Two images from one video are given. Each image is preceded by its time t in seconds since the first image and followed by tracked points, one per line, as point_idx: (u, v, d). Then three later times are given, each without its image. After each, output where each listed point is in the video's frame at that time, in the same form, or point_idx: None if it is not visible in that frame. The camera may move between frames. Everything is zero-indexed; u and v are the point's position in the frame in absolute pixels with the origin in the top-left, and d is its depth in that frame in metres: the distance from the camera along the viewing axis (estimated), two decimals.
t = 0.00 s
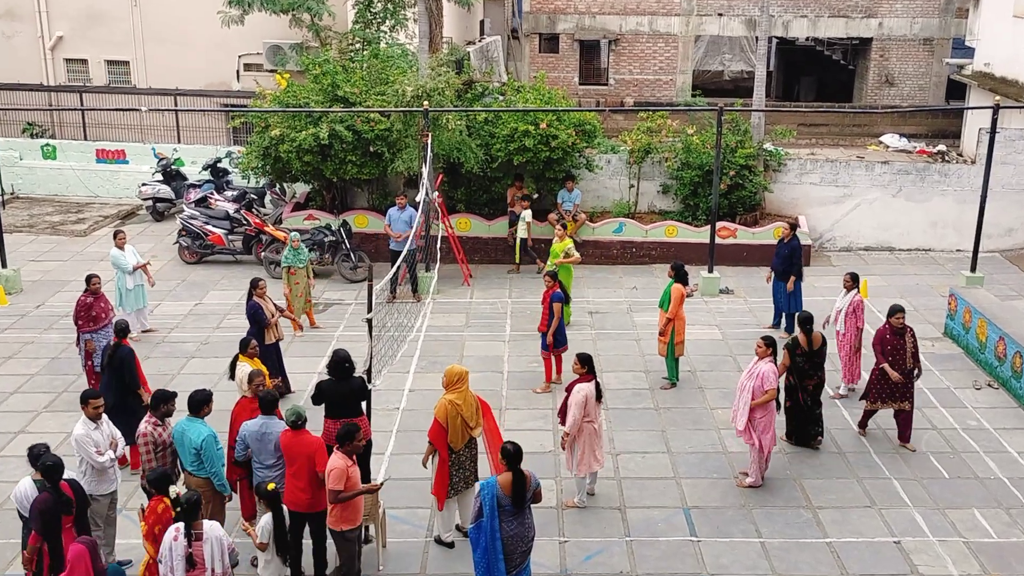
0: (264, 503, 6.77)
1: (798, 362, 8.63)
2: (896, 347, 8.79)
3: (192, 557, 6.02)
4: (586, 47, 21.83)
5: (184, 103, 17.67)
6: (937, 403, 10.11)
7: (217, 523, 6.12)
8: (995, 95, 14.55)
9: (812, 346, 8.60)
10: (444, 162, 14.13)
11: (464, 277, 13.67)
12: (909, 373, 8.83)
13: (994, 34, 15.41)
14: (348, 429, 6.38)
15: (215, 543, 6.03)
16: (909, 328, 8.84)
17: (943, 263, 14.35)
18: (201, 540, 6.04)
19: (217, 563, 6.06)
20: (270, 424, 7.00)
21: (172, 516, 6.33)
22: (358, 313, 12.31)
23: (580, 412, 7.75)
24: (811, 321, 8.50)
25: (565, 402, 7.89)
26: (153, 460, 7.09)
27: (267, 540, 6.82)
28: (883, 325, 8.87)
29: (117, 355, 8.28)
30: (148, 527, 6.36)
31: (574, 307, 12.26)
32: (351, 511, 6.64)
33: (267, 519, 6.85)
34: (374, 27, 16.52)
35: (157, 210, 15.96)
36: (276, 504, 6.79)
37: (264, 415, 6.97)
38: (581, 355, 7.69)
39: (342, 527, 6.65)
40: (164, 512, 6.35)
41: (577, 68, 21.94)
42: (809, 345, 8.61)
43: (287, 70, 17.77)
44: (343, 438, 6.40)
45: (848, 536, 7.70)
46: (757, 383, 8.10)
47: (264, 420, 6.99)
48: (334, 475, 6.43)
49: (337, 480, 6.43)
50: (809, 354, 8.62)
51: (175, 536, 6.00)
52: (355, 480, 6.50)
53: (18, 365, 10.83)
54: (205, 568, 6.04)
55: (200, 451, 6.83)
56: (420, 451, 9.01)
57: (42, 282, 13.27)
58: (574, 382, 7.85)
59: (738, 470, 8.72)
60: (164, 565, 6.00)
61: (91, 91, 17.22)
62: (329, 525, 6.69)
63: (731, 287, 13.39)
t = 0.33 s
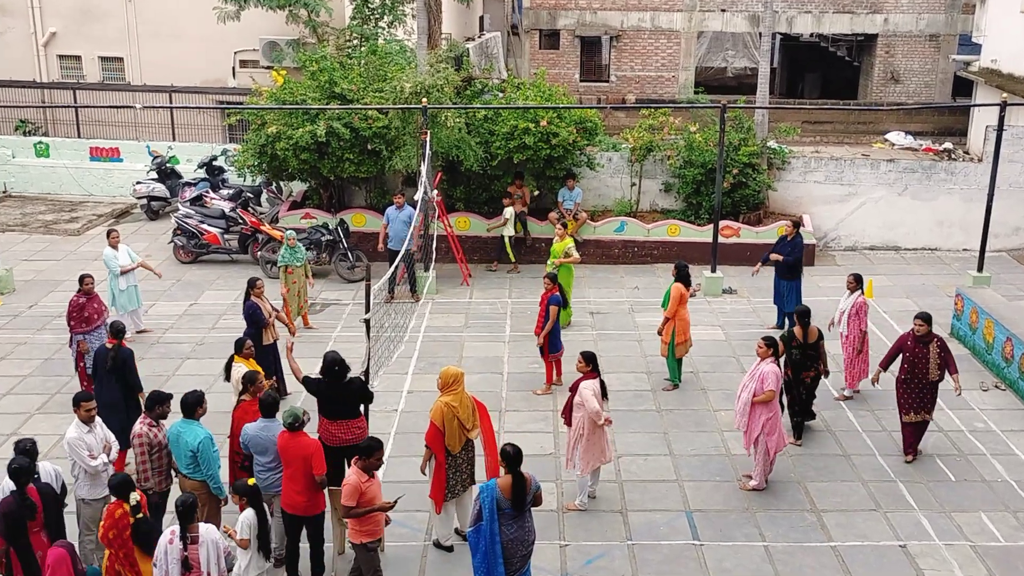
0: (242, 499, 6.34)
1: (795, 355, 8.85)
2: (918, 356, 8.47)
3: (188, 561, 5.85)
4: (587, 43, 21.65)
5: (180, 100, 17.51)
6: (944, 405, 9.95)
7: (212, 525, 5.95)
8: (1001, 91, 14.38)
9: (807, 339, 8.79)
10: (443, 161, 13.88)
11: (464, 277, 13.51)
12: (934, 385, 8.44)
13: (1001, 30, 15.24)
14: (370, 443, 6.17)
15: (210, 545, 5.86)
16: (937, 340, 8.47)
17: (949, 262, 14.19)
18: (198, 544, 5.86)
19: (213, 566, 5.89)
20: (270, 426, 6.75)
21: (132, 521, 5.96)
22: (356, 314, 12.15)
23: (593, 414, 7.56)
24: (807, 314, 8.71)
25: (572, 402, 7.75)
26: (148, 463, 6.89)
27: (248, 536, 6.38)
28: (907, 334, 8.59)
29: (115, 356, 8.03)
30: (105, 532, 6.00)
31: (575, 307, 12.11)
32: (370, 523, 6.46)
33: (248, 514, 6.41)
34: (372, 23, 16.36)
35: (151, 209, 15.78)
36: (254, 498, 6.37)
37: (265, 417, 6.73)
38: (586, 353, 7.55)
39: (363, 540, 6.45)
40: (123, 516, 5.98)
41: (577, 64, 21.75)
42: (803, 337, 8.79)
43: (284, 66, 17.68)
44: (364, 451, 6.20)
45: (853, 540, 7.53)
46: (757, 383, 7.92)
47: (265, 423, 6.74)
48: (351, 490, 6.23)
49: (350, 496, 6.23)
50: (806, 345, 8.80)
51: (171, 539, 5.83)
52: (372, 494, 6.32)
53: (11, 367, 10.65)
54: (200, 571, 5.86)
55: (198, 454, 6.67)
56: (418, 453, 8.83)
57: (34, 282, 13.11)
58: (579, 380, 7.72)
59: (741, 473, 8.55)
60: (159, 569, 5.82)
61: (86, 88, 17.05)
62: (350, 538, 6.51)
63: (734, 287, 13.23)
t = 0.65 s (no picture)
0: (219, 502, 6.22)
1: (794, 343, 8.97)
2: (919, 360, 8.42)
3: (188, 559, 5.85)
4: (586, 42, 21.65)
5: (179, 99, 17.51)
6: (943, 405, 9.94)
7: (213, 525, 5.95)
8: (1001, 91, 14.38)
9: (809, 328, 8.97)
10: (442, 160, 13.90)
11: (463, 277, 13.50)
12: (932, 392, 8.38)
13: (1001, 29, 15.24)
14: (393, 455, 5.99)
15: (211, 545, 5.86)
16: (944, 348, 8.33)
17: (949, 261, 14.19)
18: (197, 543, 5.85)
19: (213, 565, 5.89)
20: (270, 426, 6.75)
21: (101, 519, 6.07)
22: (355, 313, 12.15)
23: (594, 411, 7.57)
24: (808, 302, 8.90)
25: (573, 400, 7.73)
26: (150, 464, 6.89)
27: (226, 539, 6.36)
28: (913, 341, 8.53)
29: (128, 355, 8.09)
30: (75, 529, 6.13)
31: (575, 307, 12.11)
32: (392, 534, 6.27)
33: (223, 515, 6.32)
34: (371, 22, 16.35)
35: (151, 208, 15.77)
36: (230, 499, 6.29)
37: (266, 417, 6.72)
38: (586, 351, 7.55)
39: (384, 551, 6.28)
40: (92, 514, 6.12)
41: (577, 63, 21.74)
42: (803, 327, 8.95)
43: (284, 65, 17.66)
44: (386, 463, 6.01)
45: (853, 539, 7.53)
46: (754, 380, 7.92)
47: (265, 422, 6.74)
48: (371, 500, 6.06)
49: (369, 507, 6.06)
50: (806, 335, 8.96)
51: (171, 538, 5.85)
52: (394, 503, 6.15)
53: (10, 366, 10.64)
54: (200, 570, 5.87)
55: (199, 455, 6.66)
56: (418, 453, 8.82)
57: (34, 282, 13.10)
58: (580, 378, 7.72)
59: (741, 472, 8.54)
60: (159, 568, 5.84)
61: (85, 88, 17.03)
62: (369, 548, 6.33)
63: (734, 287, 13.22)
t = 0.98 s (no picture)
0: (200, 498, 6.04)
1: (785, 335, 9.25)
2: (920, 363, 8.35)
3: (188, 559, 5.85)
4: (587, 41, 21.66)
5: (179, 98, 17.52)
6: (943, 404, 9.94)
7: (213, 524, 5.95)
8: (1002, 90, 14.38)
9: (801, 322, 9.25)
10: (442, 159, 13.92)
11: (463, 276, 13.49)
12: (927, 396, 8.30)
13: (1001, 28, 15.24)
14: (413, 459, 5.88)
15: (211, 544, 5.86)
16: (945, 352, 8.20)
17: (949, 261, 14.19)
18: (197, 542, 5.86)
19: (213, 565, 5.89)
20: (268, 424, 6.76)
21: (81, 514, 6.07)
22: (355, 312, 12.15)
23: (590, 410, 7.57)
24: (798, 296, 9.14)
25: (571, 399, 7.72)
26: (152, 464, 6.89)
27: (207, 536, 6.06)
28: (919, 344, 8.44)
29: (133, 347, 8.25)
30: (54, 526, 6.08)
31: (574, 306, 12.11)
32: (408, 541, 6.16)
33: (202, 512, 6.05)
34: (371, 22, 16.34)
35: (151, 208, 15.77)
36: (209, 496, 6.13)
37: (262, 415, 6.72)
38: (586, 350, 7.55)
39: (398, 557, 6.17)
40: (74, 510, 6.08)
41: (577, 63, 21.76)
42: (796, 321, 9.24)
43: (284, 65, 17.65)
44: (407, 467, 5.91)
45: (853, 538, 7.53)
46: (755, 377, 7.92)
47: (262, 421, 6.75)
48: (387, 506, 5.95)
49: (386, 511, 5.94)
50: (798, 328, 9.25)
51: (171, 537, 5.86)
52: (410, 510, 6.02)
53: (10, 365, 10.64)
54: (200, 569, 5.87)
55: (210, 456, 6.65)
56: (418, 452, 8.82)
57: (34, 281, 13.10)
58: (580, 377, 7.72)
59: (741, 471, 8.55)
60: (159, 567, 5.85)
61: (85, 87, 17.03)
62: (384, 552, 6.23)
63: (734, 286, 13.21)
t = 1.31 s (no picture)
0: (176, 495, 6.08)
1: (772, 324, 9.42)
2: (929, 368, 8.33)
3: (189, 559, 5.85)
4: (587, 41, 21.66)
5: (180, 99, 17.54)
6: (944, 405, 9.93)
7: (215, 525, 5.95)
8: (1003, 90, 14.36)
9: (790, 311, 9.37)
10: (443, 159, 13.92)
11: (464, 276, 13.49)
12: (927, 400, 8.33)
13: (1003, 28, 15.23)
14: (446, 460, 5.73)
15: (212, 544, 5.86)
16: (950, 360, 8.10)
17: (950, 261, 14.19)
18: (198, 542, 5.86)
19: (214, 565, 5.89)
20: (264, 424, 6.76)
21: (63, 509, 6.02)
22: (356, 312, 12.15)
23: (587, 409, 7.58)
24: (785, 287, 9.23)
25: (571, 400, 7.75)
26: (155, 466, 6.88)
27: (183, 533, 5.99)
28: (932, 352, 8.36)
29: (140, 341, 8.37)
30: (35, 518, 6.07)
31: (574, 306, 12.11)
32: (437, 545, 6.01)
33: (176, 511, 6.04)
34: (372, 22, 16.34)
35: (152, 208, 15.78)
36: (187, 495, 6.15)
37: (258, 415, 6.72)
38: (586, 351, 7.54)
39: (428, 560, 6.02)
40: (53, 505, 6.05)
41: (577, 63, 21.76)
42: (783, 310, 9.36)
43: (285, 65, 17.66)
44: (439, 469, 5.75)
45: (854, 538, 7.53)
46: (751, 380, 7.93)
47: (259, 421, 6.76)
48: (416, 508, 5.79)
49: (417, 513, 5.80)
50: (786, 317, 9.39)
51: (172, 537, 5.86)
52: (442, 513, 5.86)
53: (11, 365, 10.65)
54: (202, 569, 5.86)
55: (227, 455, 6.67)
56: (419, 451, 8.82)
57: (35, 281, 13.12)
58: (579, 378, 7.71)
59: (742, 471, 8.55)
60: (160, 567, 5.85)
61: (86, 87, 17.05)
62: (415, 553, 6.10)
63: (734, 286, 13.21)
